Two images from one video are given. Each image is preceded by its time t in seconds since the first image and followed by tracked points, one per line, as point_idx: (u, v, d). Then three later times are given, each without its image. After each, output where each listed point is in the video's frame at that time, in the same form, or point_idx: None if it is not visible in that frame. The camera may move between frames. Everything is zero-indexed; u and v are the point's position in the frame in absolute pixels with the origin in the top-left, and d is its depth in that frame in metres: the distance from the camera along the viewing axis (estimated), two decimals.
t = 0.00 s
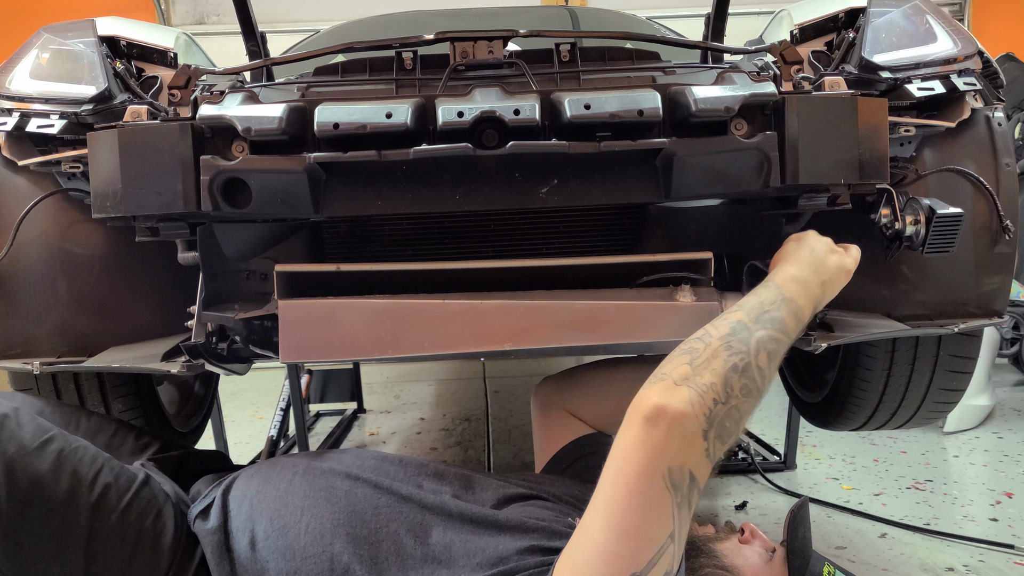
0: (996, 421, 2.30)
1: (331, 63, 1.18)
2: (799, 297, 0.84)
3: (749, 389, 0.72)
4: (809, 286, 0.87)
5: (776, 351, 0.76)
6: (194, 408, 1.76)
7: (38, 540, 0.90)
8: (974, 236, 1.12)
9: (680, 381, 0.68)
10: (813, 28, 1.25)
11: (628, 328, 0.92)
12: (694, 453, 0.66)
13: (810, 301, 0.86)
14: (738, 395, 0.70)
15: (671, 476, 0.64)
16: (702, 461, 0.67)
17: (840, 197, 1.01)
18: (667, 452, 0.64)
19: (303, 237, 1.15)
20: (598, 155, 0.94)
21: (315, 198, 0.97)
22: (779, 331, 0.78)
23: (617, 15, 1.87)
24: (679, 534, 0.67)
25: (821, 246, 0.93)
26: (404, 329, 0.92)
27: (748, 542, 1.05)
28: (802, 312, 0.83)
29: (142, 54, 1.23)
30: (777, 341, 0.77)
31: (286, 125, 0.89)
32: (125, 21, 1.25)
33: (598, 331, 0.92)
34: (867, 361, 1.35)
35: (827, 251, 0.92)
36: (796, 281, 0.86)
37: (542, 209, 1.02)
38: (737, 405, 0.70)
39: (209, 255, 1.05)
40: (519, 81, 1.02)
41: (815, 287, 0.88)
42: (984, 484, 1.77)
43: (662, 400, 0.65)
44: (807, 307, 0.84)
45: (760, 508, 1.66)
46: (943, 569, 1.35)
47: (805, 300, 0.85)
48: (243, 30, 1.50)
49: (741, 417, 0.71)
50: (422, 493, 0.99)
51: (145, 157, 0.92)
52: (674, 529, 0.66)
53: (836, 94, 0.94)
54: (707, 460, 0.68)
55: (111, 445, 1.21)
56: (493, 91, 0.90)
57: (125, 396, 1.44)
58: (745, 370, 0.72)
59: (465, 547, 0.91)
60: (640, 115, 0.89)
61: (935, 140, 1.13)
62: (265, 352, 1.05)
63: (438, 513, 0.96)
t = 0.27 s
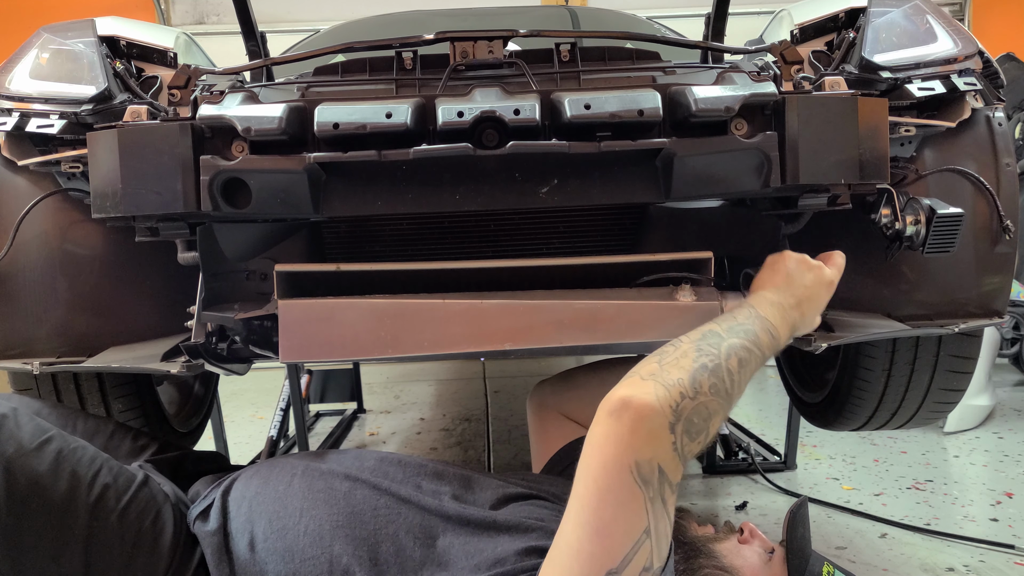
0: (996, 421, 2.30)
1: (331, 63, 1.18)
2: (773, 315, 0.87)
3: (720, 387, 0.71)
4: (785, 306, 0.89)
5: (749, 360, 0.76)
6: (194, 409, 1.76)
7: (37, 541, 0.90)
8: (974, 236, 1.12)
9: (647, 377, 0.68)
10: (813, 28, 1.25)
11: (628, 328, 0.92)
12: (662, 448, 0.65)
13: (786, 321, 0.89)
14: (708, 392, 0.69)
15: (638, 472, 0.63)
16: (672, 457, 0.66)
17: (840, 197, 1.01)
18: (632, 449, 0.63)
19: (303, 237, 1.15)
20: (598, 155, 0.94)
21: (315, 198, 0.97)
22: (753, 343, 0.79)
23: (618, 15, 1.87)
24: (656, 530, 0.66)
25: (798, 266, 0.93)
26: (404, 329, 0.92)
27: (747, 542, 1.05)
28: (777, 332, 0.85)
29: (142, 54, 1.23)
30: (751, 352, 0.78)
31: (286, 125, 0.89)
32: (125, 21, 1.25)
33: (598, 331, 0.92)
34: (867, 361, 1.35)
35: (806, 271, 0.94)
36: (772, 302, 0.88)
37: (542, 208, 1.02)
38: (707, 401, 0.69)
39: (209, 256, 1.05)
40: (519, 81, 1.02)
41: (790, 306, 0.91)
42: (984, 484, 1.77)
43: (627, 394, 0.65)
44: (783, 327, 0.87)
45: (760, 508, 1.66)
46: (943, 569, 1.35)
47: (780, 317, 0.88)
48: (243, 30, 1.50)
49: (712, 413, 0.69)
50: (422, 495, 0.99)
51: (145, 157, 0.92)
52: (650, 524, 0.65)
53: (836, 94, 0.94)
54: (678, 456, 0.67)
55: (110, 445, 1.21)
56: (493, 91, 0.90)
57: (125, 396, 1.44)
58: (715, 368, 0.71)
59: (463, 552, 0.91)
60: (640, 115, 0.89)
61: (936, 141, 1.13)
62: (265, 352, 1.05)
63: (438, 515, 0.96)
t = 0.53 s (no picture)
0: (996, 421, 2.30)
1: (331, 63, 1.18)
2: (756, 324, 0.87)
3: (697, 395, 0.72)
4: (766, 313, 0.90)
5: (725, 371, 0.77)
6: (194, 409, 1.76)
7: (39, 540, 0.90)
8: (974, 236, 1.12)
9: (621, 384, 0.68)
10: (813, 28, 1.25)
11: (628, 329, 0.92)
12: (638, 456, 0.65)
13: (766, 330, 0.89)
14: (683, 400, 0.69)
15: (613, 480, 0.64)
16: (650, 465, 0.66)
17: (840, 197, 1.01)
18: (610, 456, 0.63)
19: (303, 237, 1.15)
20: (598, 155, 0.94)
21: (315, 198, 0.97)
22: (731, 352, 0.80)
23: (617, 14, 1.87)
24: (636, 539, 0.67)
25: (783, 274, 0.97)
26: (404, 330, 0.92)
27: (747, 542, 1.05)
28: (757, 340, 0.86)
29: (142, 54, 1.23)
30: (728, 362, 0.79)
31: (286, 125, 0.89)
32: (125, 21, 1.25)
33: (598, 331, 0.92)
34: (867, 361, 1.35)
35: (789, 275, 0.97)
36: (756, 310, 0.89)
37: (541, 209, 1.02)
38: (682, 409, 0.69)
39: (209, 256, 1.05)
40: (519, 81, 1.02)
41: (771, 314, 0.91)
42: (984, 484, 1.77)
43: (600, 402, 0.65)
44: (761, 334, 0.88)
45: (760, 508, 1.66)
46: (943, 569, 1.35)
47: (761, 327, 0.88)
48: (243, 30, 1.50)
49: (686, 422, 0.70)
50: (425, 490, 1.00)
51: (145, 157, 0.92)
52: (629, 534, 0.66)
53: (836, 94, 0.94)
54: (656, 464, 0.67)
55: (110, 446, 1.21)
56: (492, 91, 0.90)
57: (125, 396, 1.44)
58: (692, 378, 0.72)
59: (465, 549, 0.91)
60: (640, 115, 0.89)
61: (935, 141, 1.13)
62: (265, 352, 1.05)
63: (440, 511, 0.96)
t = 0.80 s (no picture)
0: (996, 421, 2.30)
1: (331, 63, 1.18)
2: (667, 360, 0.82)
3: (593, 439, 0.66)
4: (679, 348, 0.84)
5: (633, 410, 0.72)
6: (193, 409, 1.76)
7: (39, 539, 0.91)
8: (974, 236, 1.12)
9: (518, 432, 0.64)
10: (813, 28, 1.25)
11: (629, 329, 0.92)
12: (545, 505, 0.62)
13: (679, 367, 0.83)
14: (585, 441, 0.65)
15: (523, 533, 0.61)
16: (560, 510, 0.63)
17: (840, 197, 1.01)
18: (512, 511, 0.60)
19: (303, 237, 1.15)
20: (598, 155, 0.94)
21: (315, 198, 0.97)
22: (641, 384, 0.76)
23: (617, 14, 1.87)
24: None
25: (717, 298, 0.90)
26: (404, 330, 0.92)
27: (747, 539, 1.08)
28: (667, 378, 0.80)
29: (142, 54, 1.23)
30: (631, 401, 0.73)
31: (286, 125, 0.89)
32: (125, 21, 1.25)
33: (598, 331, 0.92)
34: (867, 361, 1.35)
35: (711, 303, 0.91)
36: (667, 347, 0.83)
37: (542, 209, 1.02)
38: (583, 453, 0.64)
39: (209, 256, 1.05)
40: (519, 81, 1.02)
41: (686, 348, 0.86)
42: (984, 484, 1.77)
43: (494, 453, 0.62)
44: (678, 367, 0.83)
45: (760, 508, 1.66)
46: (944, 569, 1.35)
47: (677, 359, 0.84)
48: (243, 30, 1.50)
49: (593, 463, 0.65)
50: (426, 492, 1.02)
51: (145, 157, 0.92)
52: None
53: (836, 94, 0.94)
54: (566, 508, 0.63)
55: (110, 446, 1.21)
56: (492, 91, 0.90)
57: (125, 396, 1.44)
58: (594, 418, 0.67)
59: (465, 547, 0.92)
60: (640, 115, 0.89)
61: (935, 141, 1.13)
62: (265, 351, 1.05)
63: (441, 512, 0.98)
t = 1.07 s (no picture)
0: (996, 421, 2.30)
1: (331, 63, 1.18)
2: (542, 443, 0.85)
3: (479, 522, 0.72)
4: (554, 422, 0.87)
5: (518, 494, 0.77)
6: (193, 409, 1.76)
7: (42, 541, 0.92)
8: (974, 236, 1.12)
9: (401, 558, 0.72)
10: (813, 28, 1.25)
11: (628, 329, 0.92)
12: None
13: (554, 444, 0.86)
14: (475, 545, 0.71)
15: None
16: None
17: (840, 197, 1.01)
18: None
19: (303, 237, 1.15)
20: (598, 155, 0.94)
21: (315, 198, 0.97)
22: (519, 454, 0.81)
23: (617, 14, 1.87)
24: None
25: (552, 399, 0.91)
26: (404, 330, 0.92)
27: (748, 536, 1.08)
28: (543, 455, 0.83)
29: (142, 54, 1.23)
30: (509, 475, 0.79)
31: (286, 125, 0.89)
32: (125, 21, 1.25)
33: (598, 331, 0.92)
34: (867, 361, 1.35)
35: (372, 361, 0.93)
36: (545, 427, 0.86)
37: (541, 209, 1.02)
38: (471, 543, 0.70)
39: (209, 256, 1.04)
40: (519, 81, 1.02)
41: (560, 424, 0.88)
42: (984, 484, 1.77)
43: None
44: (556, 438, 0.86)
45: (760, 508, 1.66)
46: (944, 569, 1.35)
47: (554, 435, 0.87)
48: (243, 30, 1.50)
49: (492, 560, 0.70)
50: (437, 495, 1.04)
51: (145, 157, 0.92)
52: None
53: (836, 94, 0.94)
54: None
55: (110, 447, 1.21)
56: (492, 91, 0.90)
57: (125, 396, 1.44)
58: (474, 520, 0.73)
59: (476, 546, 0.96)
60: (640, 115, 0.89)
61: (935, 140, 1.13)
62: (265, 351, 1.04)
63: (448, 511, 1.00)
